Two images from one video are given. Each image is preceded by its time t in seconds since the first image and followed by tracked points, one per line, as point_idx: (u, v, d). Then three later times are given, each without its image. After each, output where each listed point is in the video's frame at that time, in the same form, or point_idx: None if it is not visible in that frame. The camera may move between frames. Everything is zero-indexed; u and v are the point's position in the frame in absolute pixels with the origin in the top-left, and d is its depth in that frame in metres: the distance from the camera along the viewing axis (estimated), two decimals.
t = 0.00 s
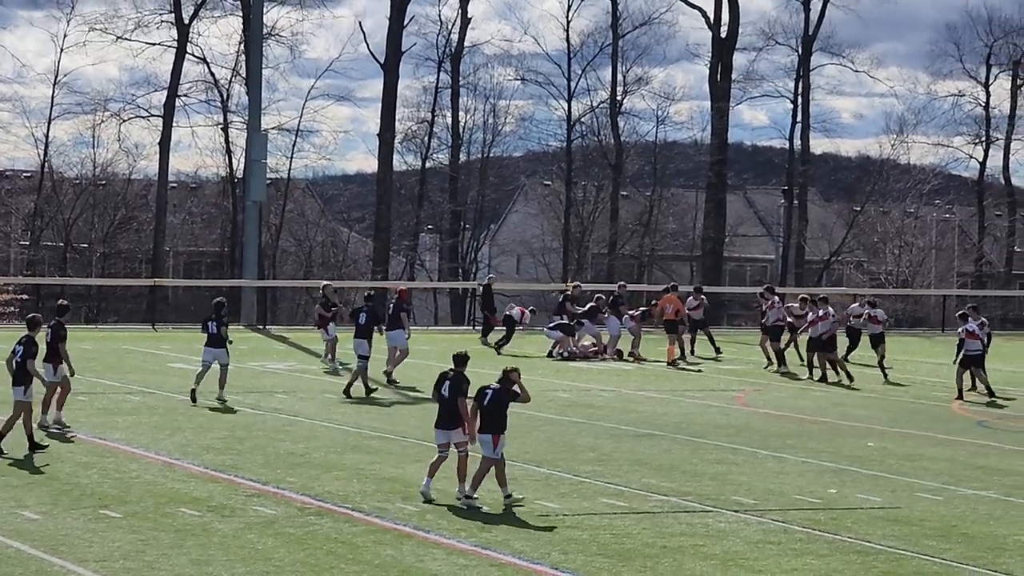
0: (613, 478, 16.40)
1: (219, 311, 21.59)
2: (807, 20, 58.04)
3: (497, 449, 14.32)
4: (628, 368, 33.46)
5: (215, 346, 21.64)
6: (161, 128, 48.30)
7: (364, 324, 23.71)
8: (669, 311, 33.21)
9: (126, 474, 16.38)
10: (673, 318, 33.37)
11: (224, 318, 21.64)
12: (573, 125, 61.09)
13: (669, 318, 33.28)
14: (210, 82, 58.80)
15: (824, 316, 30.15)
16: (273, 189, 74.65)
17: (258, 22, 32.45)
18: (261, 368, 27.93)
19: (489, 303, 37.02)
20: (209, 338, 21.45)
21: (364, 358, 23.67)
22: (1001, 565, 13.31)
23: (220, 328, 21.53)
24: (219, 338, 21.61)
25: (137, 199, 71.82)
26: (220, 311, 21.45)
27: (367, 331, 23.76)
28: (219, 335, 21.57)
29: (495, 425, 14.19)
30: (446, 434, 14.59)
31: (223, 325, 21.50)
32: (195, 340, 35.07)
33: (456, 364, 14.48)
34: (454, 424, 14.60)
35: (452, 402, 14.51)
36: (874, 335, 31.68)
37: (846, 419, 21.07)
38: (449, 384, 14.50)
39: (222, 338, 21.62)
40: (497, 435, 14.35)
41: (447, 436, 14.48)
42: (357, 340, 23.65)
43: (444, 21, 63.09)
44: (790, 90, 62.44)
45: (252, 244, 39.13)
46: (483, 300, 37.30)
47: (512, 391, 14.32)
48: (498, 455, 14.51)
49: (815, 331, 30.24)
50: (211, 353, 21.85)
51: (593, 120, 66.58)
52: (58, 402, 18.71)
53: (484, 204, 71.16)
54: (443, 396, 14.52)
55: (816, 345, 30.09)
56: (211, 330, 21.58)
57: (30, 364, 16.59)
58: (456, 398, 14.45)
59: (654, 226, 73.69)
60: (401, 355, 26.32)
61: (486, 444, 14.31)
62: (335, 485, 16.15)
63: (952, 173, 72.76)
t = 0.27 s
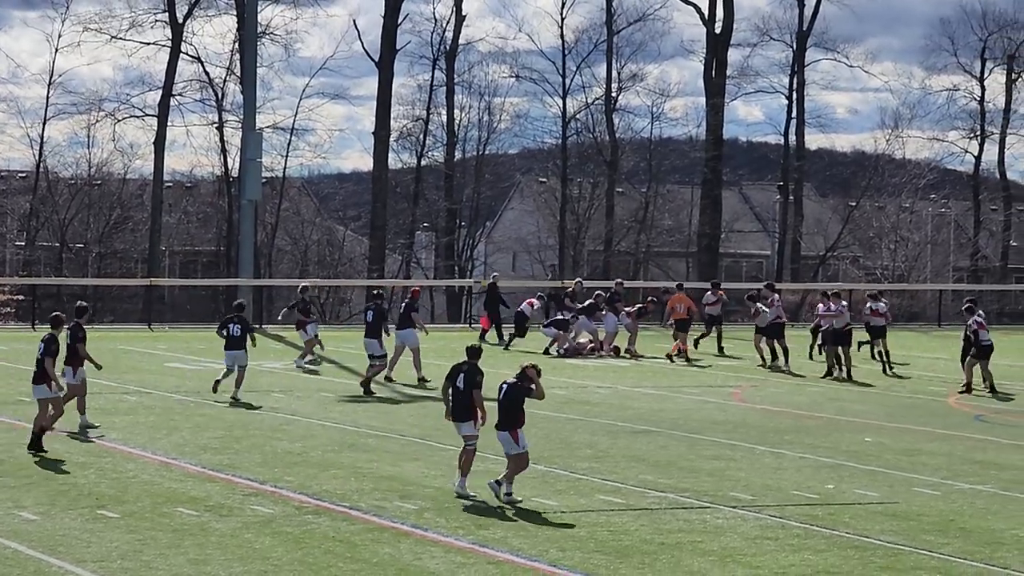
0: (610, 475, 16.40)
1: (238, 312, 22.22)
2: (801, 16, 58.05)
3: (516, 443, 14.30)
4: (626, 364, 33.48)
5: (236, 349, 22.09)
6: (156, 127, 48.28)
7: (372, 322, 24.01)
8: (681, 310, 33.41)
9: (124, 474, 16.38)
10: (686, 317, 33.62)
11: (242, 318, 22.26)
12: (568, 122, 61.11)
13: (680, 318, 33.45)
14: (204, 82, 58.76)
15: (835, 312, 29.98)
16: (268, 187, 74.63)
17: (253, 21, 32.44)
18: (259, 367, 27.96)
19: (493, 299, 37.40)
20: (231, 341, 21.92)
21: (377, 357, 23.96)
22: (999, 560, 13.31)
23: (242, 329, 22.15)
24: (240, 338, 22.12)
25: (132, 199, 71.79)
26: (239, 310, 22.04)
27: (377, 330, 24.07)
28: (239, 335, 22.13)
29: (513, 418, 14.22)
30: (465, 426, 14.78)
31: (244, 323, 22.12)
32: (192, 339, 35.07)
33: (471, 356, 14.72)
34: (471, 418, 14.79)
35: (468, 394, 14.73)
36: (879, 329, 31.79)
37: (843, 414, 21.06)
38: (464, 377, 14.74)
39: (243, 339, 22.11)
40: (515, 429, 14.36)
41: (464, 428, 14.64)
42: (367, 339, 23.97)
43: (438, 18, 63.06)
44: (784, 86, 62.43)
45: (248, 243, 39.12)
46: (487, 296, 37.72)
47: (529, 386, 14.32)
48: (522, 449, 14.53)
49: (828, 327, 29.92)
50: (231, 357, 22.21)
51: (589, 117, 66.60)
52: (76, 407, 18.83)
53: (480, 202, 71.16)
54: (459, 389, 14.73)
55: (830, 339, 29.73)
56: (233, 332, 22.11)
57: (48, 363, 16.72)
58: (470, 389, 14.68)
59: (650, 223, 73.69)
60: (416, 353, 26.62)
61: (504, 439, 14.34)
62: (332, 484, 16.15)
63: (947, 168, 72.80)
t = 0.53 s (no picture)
0: (606, 472, 16.40)
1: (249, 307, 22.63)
2: (794, 11, 58.05)
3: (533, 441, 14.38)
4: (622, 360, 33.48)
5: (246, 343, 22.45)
6: (150, 126, 48.23)
7: (382, 320, 23.89)
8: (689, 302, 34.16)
9: (120, 473, 16.37)
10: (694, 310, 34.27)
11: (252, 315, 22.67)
12: (562, 119, 61.11)
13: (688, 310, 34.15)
14: (197, 80, 58.70)
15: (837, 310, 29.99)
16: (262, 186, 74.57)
17: (245, 20, 32.39)
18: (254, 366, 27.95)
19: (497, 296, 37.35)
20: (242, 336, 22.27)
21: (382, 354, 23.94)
22: (996, 554, 13.30)
23: (252, 325, 22.53)
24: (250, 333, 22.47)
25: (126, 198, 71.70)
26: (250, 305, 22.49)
27: (385, 328, 23.96)
28: (250, 330, 22.51)
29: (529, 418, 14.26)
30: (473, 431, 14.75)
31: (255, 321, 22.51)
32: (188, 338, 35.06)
33: (472, 362, 14.72)
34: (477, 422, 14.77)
35: (474, 400, 14.72)
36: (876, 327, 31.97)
37: (838, 410, 21.08)
38: (469, 382, 14.70)
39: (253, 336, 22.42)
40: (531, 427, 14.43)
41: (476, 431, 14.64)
42: (376, 337, 23.90)
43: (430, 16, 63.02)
44: (778, 81, 62.43)
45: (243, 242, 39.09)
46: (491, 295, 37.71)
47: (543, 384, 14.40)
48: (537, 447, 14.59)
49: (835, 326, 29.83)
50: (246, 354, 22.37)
51: (582, 113, 66.60)
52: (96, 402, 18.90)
53: (474, 199, 71.13)
54: (465, 396, 14.69)
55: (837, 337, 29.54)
56: (243, 325, 22.51)
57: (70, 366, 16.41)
58: (477, 394, 14.67)
59: (644, 219, 73.67)
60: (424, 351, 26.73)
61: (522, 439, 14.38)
62: (328, 482, 16.15)
63: (941, 162, 72.85)
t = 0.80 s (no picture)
0: (599, 469, 16.39)
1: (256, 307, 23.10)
2: (786, 7, 58.01)
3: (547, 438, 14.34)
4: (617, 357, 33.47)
5: (257, 342, 22.94)
6: (142, 124, 48.19)
7: (395, 319, 23.74)
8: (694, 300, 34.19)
9: (113, 473, 16.36)
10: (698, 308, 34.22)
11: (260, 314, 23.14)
12: (554, 117, 61.06)
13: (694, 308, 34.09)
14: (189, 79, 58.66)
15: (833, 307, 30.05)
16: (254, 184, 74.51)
17: (237, 18, 32.33)
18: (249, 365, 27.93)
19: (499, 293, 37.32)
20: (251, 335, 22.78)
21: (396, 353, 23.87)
22: (990, 549, 13.31)
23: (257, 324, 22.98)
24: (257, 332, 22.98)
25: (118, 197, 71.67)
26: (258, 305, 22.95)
27: (398, 326, 23.83)
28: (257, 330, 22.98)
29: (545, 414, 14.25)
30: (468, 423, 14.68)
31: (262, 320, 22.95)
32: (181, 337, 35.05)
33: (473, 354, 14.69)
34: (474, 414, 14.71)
35: (474, 391, 14.67)
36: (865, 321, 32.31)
37: (832, 405, 21.08)
38: (469, 374, 14.65)
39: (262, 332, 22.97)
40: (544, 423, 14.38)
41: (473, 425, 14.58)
42: (390, 334, 23.78)
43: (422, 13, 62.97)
44: (770, 78, 62.38)
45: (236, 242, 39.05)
46: (493, 292, 37.67)
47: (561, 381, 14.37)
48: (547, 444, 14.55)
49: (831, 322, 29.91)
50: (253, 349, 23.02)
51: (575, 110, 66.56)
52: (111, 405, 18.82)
53: (467, 196, 71.07)
54: (465, 387, 14.63)
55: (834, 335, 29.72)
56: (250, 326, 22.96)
57: (93, 363, 16.73)
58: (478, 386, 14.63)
59: (637, 216, 73.66)
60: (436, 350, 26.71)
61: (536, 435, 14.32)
62: (322, 481, 16.13)
63: (933, 157, 72.82)
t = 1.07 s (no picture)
0: (590, 466, 16.40)
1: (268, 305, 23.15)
2: (776, 4, 57.99)
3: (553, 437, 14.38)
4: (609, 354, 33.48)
5: (264, 339, 22.96)
6: (132, 123, 48.09)
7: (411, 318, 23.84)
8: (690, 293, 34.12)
9: (105, 472, 16.34)
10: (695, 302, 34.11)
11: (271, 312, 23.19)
12: (545, 114, 60.98)
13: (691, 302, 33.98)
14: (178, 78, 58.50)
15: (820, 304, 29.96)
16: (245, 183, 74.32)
17: (226, 17, 32.26)
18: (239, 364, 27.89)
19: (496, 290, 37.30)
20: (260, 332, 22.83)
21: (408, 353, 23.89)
22: (981, 545, 13.33)
23: (268, 321, 23.01)
24: (267, 329, 23.02)
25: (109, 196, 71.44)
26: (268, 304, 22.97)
27: (412, 326, 23.92)
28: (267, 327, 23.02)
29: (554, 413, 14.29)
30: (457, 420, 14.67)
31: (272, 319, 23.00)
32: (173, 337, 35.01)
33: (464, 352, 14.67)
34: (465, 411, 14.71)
35: (465, 389, 14.65)
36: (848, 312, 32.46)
37: (822, 402, 21.10)
38: (459, 371, 14.63)
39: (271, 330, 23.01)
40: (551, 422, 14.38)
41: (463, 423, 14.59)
42: (403, 334, 23.87)
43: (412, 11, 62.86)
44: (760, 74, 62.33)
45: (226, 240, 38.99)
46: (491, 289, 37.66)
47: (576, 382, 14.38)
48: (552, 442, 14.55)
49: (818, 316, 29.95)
50: (260, 347, 23.10)
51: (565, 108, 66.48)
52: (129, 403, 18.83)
53: (457, 194, 70.95)
54: (456, 384, 14.61)
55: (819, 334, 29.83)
56: (260, 323, 23.00)
57: (109, 365, 16.58)
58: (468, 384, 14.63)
59: (628, 214, 73.57)
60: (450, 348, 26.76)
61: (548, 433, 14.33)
62: (313, 479, 16.14)
63: (924, 154, 72.82)
